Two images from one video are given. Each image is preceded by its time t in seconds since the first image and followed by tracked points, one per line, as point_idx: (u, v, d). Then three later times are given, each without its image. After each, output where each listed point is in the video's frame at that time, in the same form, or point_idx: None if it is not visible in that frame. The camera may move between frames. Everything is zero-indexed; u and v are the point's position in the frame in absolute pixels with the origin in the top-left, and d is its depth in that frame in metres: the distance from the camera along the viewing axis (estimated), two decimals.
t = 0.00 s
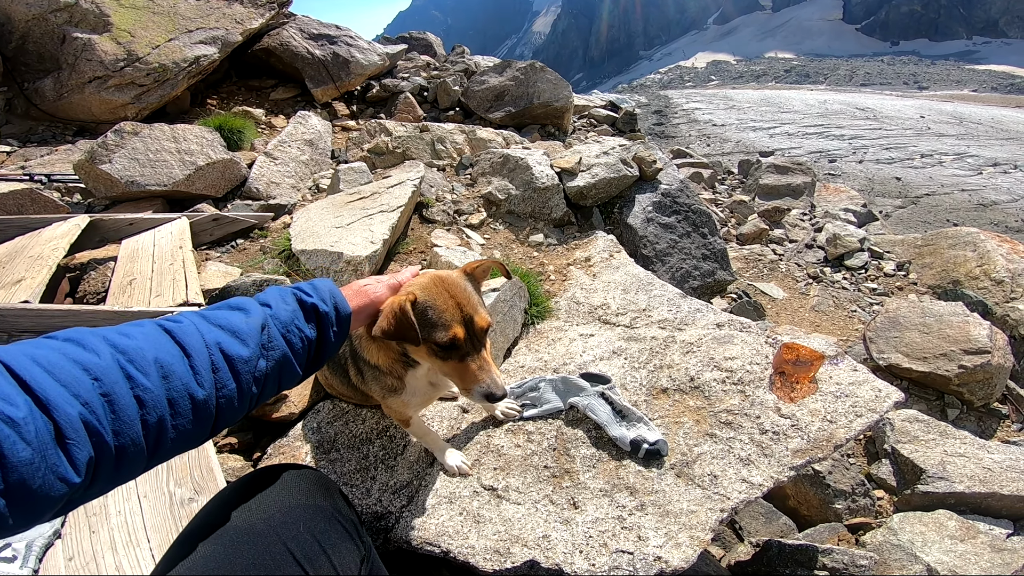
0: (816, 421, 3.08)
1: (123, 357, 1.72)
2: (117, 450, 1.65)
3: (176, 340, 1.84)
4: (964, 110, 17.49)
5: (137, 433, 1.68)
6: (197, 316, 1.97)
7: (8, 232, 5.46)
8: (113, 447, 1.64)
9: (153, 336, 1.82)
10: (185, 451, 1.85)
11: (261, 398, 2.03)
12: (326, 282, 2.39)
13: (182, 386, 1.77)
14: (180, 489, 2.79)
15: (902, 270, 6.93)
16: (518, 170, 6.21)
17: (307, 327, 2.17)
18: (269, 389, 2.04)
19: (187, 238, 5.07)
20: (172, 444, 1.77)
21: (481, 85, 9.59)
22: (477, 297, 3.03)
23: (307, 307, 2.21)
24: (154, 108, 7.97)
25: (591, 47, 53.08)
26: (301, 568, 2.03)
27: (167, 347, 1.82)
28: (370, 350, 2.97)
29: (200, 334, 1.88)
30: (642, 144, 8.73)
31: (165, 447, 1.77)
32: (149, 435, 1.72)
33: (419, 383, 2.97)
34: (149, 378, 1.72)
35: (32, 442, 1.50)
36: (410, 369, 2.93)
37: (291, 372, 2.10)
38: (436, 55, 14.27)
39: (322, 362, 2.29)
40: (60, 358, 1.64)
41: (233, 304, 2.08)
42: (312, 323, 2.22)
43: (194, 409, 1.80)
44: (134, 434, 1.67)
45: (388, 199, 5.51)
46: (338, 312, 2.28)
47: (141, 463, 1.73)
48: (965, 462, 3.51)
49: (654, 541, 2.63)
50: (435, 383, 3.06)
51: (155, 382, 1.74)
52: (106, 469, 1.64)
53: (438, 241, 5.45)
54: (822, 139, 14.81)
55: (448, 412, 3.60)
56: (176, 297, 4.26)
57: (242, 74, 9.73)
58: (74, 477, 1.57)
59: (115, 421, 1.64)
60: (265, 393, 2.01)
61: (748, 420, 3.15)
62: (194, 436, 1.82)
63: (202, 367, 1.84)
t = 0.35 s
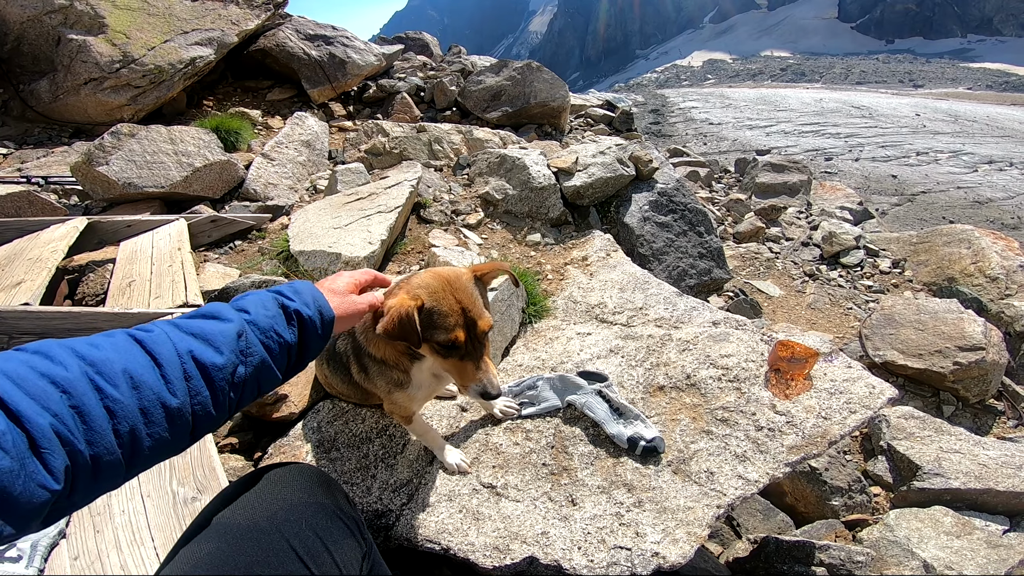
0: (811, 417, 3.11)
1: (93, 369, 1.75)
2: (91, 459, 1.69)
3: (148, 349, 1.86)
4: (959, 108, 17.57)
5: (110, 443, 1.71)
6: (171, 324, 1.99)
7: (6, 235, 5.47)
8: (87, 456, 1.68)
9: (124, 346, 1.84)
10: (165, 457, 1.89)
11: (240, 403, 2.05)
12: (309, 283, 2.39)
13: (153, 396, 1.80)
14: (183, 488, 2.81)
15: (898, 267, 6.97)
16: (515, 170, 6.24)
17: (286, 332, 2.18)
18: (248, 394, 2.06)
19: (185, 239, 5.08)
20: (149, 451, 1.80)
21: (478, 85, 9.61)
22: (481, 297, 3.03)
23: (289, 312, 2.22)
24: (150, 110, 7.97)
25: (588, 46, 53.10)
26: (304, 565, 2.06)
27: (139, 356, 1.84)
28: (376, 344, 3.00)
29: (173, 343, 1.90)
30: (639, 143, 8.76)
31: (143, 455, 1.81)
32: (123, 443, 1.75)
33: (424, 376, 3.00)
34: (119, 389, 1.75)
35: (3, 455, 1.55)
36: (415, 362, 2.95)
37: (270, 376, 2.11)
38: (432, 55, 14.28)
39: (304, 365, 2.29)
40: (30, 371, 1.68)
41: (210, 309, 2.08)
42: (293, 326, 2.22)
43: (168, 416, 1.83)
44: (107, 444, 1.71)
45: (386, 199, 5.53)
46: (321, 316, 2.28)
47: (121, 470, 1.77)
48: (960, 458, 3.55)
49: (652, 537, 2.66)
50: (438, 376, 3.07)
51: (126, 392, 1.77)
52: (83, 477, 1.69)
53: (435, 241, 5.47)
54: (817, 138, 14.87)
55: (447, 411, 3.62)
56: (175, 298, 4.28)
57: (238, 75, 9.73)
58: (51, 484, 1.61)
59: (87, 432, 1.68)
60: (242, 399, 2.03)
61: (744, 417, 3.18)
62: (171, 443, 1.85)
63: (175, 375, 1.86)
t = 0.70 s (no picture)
0: (814, 418, 3.09)
1: (71, 400, 1.68)
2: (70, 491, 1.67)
3: (134, 378, 1.77)
4: (959, 107, 17.56)
5: (89, 478, 1.68)
6: (167, 341, 1.87)
7: (5, 238, 5.45)
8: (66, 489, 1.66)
9: (109, 374, 1.75)
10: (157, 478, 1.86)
11: (242, 423, 1.97)
12: (338, 288, 2.20)
13: (136, 432, 1.73)
14: (181, 492, 2.79)
15: (899, 266, 6.95)
16: (515, 171, 6.22)
17: (299, 350, 2.03)
18: (249, 417, 1.98)
19: (185, 241, 5.07)
20: (136, 479, 1.77)
21: (477, 86, 9.59)
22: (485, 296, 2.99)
23: (306, 327, 2.07)
24: (149, 112, 7.96)
25: (588, 47, 53.09)
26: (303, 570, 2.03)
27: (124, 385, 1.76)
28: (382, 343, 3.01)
29: (162, 371, 1.80)
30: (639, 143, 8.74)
31: (129, 482, 1.78)
32: (106, 475, 1.71)
33: (430, 374, 2.97)
34: (98, 425, 1.68)
35: None
36: (421, 362, 2.92)
37: (276, 396, 2.01)
38: (431, 56, 14.28)
39: (328, 377, 2.19)
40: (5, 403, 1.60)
41: (214, 324, 1.96)
42: (308, 344, 2.07)
43: (155, 449, 1.77)
44: (84, 480, 1.67)
45: (386, 200, 5.51)
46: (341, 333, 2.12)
47: (105, 495, 1.75)
48: (965, 458, 3.52)
49: (655, 539, 2.63)
50: (443, 374, 3.05)
51: (106, 427, 1.70)
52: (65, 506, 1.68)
53: (435, 243, 5.46)
54: (817, 137, 14.86)
55: (448, 413, 3.60)
56: (174, 301, 4.26)
57: (237, 77, 9.72)
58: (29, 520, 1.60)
59: (64, 469, 1.64)
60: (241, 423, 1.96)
61: (746, 418, 3.15)
62: (159, 471, 1.81)
63: (163, 407, 1.78)
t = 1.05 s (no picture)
0: (821, 418, 3.03)
1: (129, 373, 1.71)
2: (124, 466, 1.64)
3: (187, 354, 1.82)
4: (962, 103, 17.46)
5: (145, 451, 1.67)
6: (210, 326, 1.95)
7: (3, 239, 5.42)
8: (120, 463, 1.63)
9: (162, 350, 1.80)
10: (196, 464, 1.85)
11: (276, 409, 2.01)
12: (351, 285, 2.38)
13: (191, 403, 1.75)
14: (176, 496, 2.76)
15: (904, 263, 6.88)
16: (515, 168, 6.17)
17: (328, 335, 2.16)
18: (284, 401, 2.03)
19: (183, 241, 5.04)
20: (183, 457, 1.76)
21: (478, 83, 9.53)
22: (473, 295, 3.01)
23: (329, 314, 2.20)
24: (148, 111, 7.92)
25: (588, 44, 52.94)
26: None
27: (177, 361, 1.80)
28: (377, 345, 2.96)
29: (213, 348, 1.87)
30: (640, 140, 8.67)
31: (176, 462, 1.76)
32: (158, 450, 1.70)
33: (426, 378, 2.94)
34: (156, 395, 1.71)
35: (35, 464, 1.49)
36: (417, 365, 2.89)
37: (307, 381, 2.08)
38: (432, 54, 14.22)
39: (345, 369, 2.31)
40: (66, 375, 1.63)
41: (249, 311, 2.06)
42: (333, 330, 2.21)
43: (205, 424, 1.79)
44: (141, 452, 1.66)
45: (385, 199, 5.46)
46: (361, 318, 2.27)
47: (152, 476, 1.73)
48: (972, 457, 3.47)
49: (659, 542, 2.59)
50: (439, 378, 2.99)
51: (163, 399, 1.72)
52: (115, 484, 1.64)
53: (435, 241, 5.41)
54: (820, 134, 14.77)
55: (448, 414, 3.56)
56: (171, 301, 4.22)
57: (237, 76, 9.67)
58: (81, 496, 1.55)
59: (122, 440, 1.63)
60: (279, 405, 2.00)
61: (751, 418, 3.10)
62: (204, 450, 1.81)
63: (213, 381, 1.83)
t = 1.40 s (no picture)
0: (824, 419, 3.03)
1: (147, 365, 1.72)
2: (142, 456, 1.64)
3: (200, 347, 1.84)
4: (966, 102, 17.39)
5: (162, 441, 1.68)
6: (220, 322, 1.98)
7: (7, 240, 5.45)
8: (138, 453, 1.64)
9: (176, 343, 1.82)
10: (207, 457, 1.85)
11: (282, 404, 2.03)
12: (347, 289, 2.43)
13: (206, 394, 1.77)
14: (183, 497, 2.78)
15: (907, 263, 6.86)
16: (518, 169, 6.17)
17: (329, 334, 2.20)
18: (290, 397, 2.05)
19: (187, 243, 5.06)
20: (197, 448, 1.77)
21: (480, 83, 9.53)
22: (472, 289, 3.02)
23: (330, 314, 2.25)
24: (152, 112, 7.94)
25: (590, 43, 52.88)
26: None
27: (192, 353, 1.82)
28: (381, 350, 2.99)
29: (226, 342, 1.89)
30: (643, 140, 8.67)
31: (189, 454, 1.77)
32: (174, 440, 1.71)
33: (431, 379, 2.95)
34: (174, 386, 1.72)
35: (55, 452, 1.50)
36: (422, 366, 2.91)
37: (311, 378, 2.11)
38: (434, 54, 14.23)
39: (342, 368, 2.33)
40: (87, 366, 1.65)
41: (255, 309, 2.09)
42: (334, 329, 2.25)
43: (219, 415, 1.80)
44: (159, 441, 1.67)
45: (388, 200, 5.48)
46: (359, 320, 2.32)
47: (168, 468, 1.73)
48: (975, 458, 3.47)
49: (661, 543, 2.60)
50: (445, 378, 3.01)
51: (180, 389, 1.74)
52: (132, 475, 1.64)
53: (438, 242, 5.42)
54: (823, 133, 14.73)
55: (452, 415, 3.58)
56: (176, 303, 4.24)
57: (239, 77, 9.70)
58: (100, 485, 1.56)
59: (141, 430, 1.64)
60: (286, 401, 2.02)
61: (754, 419, 3.10)
62: (217, 442, 1.82)
63: (226, 373, 1.84)
